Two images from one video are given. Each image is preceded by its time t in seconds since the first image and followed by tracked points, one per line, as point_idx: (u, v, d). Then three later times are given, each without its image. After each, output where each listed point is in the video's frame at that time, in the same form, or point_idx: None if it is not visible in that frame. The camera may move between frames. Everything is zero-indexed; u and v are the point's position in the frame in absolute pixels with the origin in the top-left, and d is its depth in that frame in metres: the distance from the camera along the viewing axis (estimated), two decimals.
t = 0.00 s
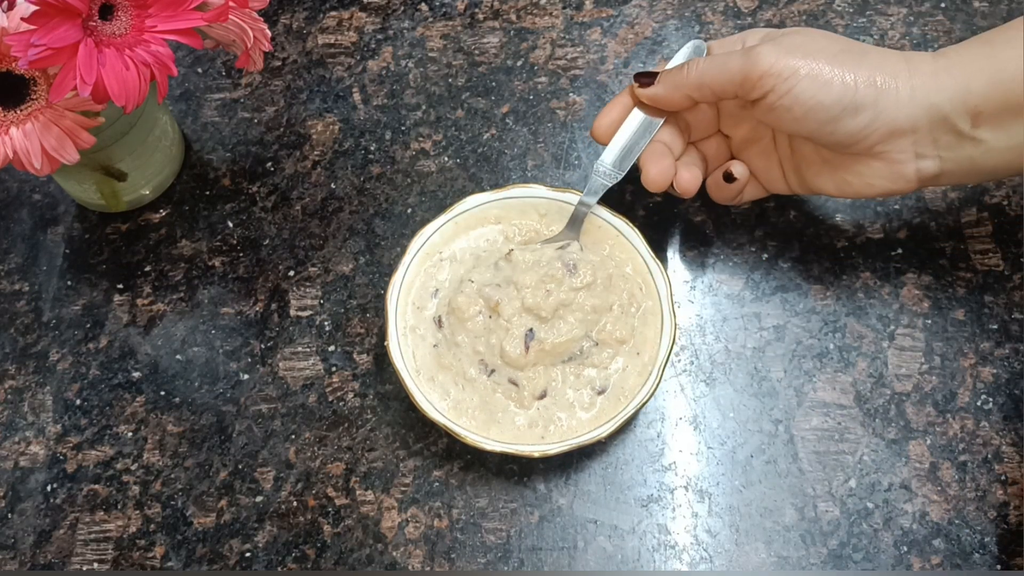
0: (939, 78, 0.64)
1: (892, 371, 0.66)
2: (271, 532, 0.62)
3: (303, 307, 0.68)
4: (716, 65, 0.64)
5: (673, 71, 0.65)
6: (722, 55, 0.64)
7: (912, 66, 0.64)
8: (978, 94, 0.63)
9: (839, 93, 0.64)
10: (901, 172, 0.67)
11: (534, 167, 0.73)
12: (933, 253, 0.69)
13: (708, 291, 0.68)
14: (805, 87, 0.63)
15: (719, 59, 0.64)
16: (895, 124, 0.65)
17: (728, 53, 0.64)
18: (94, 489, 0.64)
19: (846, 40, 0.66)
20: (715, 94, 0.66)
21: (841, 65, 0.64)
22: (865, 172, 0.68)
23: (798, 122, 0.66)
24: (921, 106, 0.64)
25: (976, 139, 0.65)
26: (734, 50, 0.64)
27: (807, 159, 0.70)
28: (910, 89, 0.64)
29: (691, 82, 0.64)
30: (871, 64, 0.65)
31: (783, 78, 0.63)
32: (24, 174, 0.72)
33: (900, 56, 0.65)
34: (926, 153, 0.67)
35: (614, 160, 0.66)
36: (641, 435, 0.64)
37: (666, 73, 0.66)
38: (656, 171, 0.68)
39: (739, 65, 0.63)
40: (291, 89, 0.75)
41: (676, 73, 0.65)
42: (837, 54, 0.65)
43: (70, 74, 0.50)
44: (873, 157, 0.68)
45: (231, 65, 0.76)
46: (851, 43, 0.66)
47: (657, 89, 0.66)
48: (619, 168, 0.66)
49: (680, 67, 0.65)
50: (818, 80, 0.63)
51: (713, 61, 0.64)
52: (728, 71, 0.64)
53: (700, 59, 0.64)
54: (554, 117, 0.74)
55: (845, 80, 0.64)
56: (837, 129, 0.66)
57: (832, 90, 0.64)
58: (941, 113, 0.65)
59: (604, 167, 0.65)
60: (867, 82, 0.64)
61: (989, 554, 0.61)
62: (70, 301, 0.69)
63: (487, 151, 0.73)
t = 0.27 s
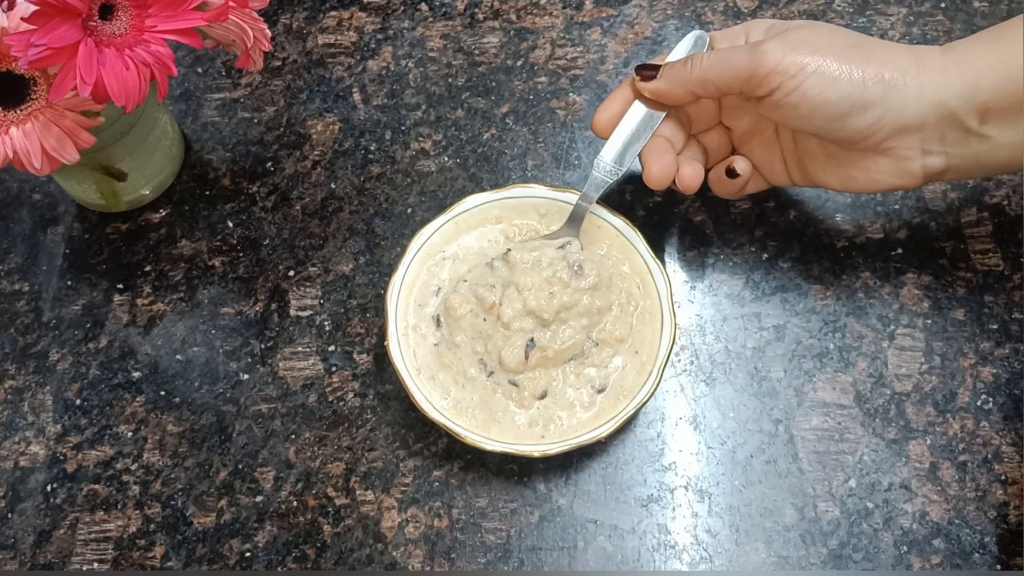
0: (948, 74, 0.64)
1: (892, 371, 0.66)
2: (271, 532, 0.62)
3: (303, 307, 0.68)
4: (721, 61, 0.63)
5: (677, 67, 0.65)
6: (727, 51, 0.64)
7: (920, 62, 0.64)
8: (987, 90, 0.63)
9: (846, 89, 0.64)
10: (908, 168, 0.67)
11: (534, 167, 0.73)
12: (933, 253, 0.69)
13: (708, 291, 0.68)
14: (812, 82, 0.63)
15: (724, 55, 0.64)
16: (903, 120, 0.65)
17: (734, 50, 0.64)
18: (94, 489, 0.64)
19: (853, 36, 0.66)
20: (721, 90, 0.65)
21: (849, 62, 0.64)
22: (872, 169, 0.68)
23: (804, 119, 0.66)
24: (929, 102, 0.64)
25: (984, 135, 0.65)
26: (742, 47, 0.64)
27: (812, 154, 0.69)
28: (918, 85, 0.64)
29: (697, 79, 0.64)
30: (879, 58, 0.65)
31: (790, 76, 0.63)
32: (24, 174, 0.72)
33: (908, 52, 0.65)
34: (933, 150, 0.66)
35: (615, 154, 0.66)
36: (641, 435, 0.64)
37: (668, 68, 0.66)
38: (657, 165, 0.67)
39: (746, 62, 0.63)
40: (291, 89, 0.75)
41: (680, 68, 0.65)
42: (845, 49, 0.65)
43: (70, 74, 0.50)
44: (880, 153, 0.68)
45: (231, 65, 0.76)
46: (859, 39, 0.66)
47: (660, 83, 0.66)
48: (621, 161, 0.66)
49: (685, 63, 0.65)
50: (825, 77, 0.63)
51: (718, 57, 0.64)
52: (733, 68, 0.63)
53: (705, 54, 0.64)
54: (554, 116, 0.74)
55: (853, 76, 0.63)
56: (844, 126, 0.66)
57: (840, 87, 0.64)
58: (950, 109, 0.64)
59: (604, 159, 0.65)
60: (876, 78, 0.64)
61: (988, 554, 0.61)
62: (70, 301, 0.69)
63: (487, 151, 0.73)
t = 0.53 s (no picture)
0: (963, 68, 0.63)
1: (892, 371, 0.66)
2: (271, 532, 0.62)
3: (303, 307, 0.68)
4: (732, 57, 0.63)
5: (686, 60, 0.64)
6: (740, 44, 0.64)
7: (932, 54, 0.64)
8: (1003, 84, 0.63)
9: (859, 86, 0.64)
10: (920, 163, 0.67)
11: (534, 167, 0.73)
12: (933, 253, 0.69)
13: (708, 291, 0.68)
14: (826, 78, 0.63)
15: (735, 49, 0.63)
16: (916, 115, 0.65)
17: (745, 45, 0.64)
18: (94, 489, 0.64)
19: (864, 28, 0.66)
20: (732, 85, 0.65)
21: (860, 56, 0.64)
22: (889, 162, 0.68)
23: (816, 112, 0.66)
24: (945, 98, 0.64)
25: (997, 130, 0.65)
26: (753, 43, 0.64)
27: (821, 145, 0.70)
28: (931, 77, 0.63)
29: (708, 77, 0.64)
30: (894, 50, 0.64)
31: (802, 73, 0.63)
32: (24, 173, 0.72)
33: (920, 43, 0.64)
34: (946, 144, 0.66)
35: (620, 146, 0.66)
36: (641, 435, 0.64)
37: (676, 60, 0.65)
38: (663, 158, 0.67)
39: (758, 58, 0.63)
40: (291, 89, 0.75)
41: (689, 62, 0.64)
42: (859, 42, 0.64)
43: (70, 74, 0.50)
44: (892, 147, 0.68)
45: (231, 64, 0.76)
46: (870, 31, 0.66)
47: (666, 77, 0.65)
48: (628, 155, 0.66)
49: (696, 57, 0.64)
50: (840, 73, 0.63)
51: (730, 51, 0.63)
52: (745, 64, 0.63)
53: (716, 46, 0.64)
54: (554, 116, 0.74)
55: (867, 72, 0.63)
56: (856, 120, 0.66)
57: (857, 84, 0.64)
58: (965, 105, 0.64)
59: (611, 153, 0.65)
60: (890, 73, 0.63)
61: (989, 554, 0.61)
62: (70, 301, 0.69)
63: (487, 151, 0.73)
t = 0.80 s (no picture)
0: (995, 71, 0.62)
1: (892, 371, 0.66)
2: (271, 532, 0.62)
3: (303, 307, 0.68)
4: (768, 53, 0.61)
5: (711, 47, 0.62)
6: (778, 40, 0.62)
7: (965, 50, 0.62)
8: None
9: (893, 91, 0.63)
10: (941, 155, 0.68)
11: (534, 167, 0.73)
12: (933, 253, 0.69)
13: (708, 291, 0.68)
14: (862, 85, 0.63)
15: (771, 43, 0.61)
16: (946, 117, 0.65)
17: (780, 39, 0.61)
18: (94, 489, 0.64)
19: (896, 19, 0.64)
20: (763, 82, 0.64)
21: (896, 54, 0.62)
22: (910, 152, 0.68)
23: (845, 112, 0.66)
24: (979, 97, 0.63)
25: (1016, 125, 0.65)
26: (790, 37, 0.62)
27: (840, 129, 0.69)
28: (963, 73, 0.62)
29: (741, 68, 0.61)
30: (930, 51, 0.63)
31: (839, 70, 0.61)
32: (24, 173, 0.72)
33: (956, 38, 0.63)
34: (970, 140, 0.67)
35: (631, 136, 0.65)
36: (641, 435, 0.64)
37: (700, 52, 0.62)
38: (676, 150, 0.66)
39: (796, 53, 0.61)
40: (291, 89, 0.75)
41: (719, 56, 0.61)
42: (896, 43, 0.63)
43: (70, 74, 0.50)
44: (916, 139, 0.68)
45: (231, 64, 0.76)
46: (901, 23, 0.64)
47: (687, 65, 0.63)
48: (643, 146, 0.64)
49: (723, 48, 0.61)
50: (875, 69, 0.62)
51: (766, 45, 0.61)
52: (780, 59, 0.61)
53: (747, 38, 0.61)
54: (554, 116, 0.74)
55: (902, 77, 0.62)
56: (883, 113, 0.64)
57: (890, 81, 0.62)
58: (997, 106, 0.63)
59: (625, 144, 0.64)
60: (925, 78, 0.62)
61: (988, 554, 0.61)
62: (70, 301, 0.69)
63: (487, 151, 0.73)
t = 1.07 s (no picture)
0: None
1: (892, 371, 0.66)
2: (271, 532, 0.62)
3: (303, 307, 0.68)
4: (846, 114, 0.56)
5: (796, 94, 0.54)
6: (858, 88, 0.57)
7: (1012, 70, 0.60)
8: None
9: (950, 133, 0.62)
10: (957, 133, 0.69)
11: (534, 166, 0.73)
12: (933, 253, 0.69)
13: (707, 291, 0.68)
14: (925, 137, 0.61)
15: (850, 96, 0.56)
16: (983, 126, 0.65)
17: (857, 90, 0.56)
18: (94, 489, 0.64)
19: (970, 37, 0.58)
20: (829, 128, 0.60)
21: (965, 100, 0.59)
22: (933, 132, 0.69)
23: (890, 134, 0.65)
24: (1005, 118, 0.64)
25: None
26: (867, 89, 0.57)
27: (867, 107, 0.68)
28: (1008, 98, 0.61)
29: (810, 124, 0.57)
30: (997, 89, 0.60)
31: (905, 134, 0.59)
32: (24, 173, 0.72)
33: (1014, 62, 0.59)
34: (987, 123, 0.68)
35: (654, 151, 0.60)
36: (641, 434, 0.64)
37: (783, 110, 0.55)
38: (698, 161, 0.62)
39: (871, 114, 0.57)
40: (291, 89, 0.75)
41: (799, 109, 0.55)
42: (971, 88, 0.59)
43: (70, 74, 0.50)
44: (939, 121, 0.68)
45: (231, 65, 0.76)
46: (974, 43, 0.58)
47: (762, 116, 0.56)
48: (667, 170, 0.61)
49: (807, 99, 0.54)
50: (939, 126, 0.60)
51: (845, 103, 0.56)
52: (855, 123, 0.57)
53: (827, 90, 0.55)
54: (554, 116, 0.74)
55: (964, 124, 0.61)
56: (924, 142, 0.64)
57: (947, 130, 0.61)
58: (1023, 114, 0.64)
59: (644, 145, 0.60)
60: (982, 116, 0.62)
61: (988, 554, 0.61)
62: (70, 301, 0.69)
63: (487, 151, 0.73)
